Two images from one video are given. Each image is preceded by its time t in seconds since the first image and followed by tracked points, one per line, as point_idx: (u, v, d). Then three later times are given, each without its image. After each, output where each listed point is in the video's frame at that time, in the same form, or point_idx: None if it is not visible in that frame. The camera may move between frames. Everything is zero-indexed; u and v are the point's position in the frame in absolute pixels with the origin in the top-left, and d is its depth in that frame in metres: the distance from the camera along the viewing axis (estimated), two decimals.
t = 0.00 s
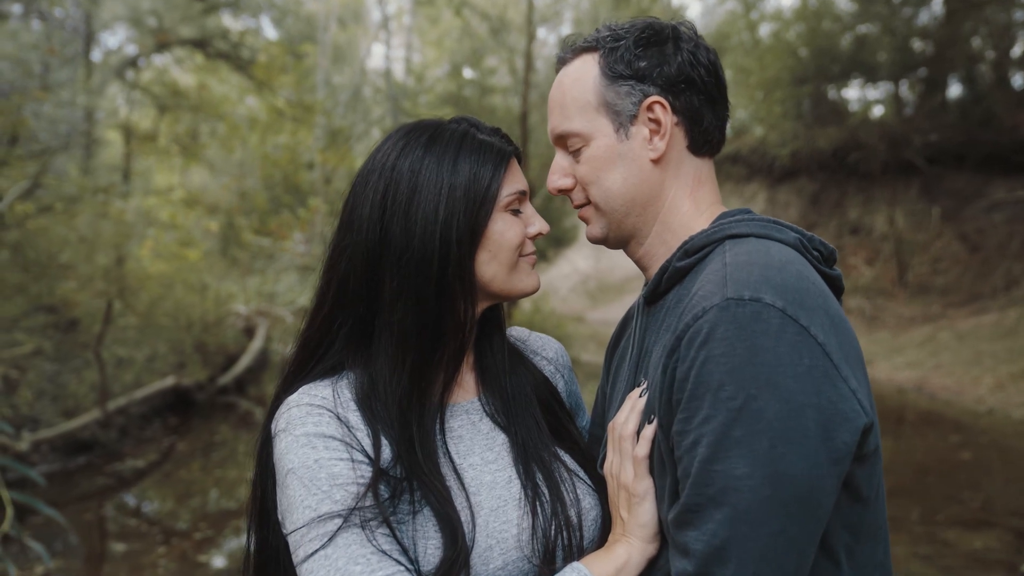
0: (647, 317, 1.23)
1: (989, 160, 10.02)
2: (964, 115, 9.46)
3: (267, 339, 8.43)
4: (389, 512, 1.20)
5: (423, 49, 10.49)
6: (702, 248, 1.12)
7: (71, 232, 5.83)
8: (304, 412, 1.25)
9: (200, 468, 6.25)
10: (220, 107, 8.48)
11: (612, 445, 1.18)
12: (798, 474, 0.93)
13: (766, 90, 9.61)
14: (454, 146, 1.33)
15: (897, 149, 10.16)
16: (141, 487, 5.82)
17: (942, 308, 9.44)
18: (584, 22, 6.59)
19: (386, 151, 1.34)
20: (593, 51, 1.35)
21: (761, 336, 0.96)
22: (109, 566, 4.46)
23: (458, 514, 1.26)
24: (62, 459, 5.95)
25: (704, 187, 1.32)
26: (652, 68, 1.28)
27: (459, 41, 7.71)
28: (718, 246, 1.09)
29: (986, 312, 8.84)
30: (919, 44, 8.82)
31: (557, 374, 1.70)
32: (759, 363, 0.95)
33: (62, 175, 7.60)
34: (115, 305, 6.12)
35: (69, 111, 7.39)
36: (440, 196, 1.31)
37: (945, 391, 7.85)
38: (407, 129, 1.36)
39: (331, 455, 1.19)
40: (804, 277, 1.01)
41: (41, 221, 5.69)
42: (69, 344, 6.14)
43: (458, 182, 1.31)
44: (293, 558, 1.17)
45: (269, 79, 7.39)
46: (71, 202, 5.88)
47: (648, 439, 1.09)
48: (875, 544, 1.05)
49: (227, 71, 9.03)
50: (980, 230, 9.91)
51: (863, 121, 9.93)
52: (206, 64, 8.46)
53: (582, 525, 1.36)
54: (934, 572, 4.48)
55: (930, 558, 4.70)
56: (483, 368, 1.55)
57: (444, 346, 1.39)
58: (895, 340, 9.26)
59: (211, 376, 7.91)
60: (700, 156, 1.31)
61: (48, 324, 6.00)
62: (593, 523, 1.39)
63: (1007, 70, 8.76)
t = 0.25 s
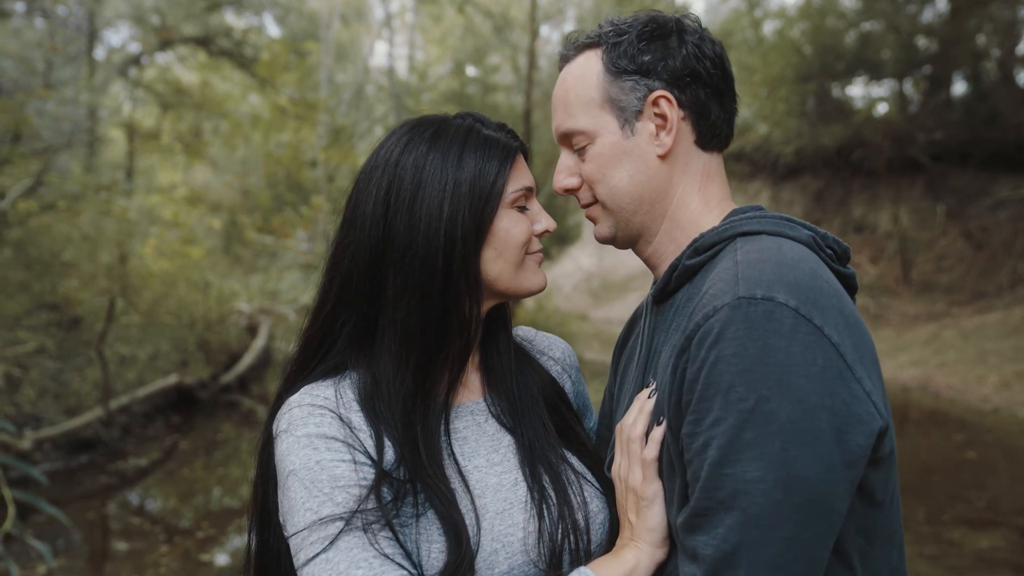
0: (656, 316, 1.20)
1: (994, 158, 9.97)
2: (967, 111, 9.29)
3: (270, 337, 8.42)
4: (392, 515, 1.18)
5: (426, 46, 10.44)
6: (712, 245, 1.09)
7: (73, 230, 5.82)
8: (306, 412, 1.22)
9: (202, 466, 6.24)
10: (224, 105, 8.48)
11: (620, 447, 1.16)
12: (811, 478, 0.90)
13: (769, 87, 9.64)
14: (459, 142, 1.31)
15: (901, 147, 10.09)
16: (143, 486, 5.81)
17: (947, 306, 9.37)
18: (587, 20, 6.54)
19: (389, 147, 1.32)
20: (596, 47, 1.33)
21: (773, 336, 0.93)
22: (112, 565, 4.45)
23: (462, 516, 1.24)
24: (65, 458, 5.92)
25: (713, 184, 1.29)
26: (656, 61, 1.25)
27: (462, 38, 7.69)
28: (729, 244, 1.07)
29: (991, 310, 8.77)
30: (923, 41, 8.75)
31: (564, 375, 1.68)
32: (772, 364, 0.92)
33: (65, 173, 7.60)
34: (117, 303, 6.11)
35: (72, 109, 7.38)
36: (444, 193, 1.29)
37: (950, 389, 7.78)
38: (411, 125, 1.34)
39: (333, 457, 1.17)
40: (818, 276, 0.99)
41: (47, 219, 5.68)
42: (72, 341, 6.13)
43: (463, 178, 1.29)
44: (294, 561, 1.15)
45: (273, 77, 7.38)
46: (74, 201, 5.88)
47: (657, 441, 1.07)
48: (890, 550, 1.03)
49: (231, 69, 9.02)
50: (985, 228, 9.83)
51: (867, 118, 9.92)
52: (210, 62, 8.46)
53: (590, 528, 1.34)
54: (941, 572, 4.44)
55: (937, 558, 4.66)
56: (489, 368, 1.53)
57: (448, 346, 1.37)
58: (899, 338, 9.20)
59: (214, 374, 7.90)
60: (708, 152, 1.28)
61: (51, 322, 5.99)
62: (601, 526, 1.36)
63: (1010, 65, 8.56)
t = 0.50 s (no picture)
0: (665, 317, 1.18)
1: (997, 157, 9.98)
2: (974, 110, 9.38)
3: (272, 336, 8.40)
4: (396, 520, 1.16)
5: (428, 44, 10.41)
6: (725, 245, 1.06)
7: (78, 229, 5.82)
8: (309, 415, 1.20)
9: (205, 465, 6.23)
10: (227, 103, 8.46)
11: (630, 451, 1.13)
12: (828, 485, 0.88)
13: (773, 86, 9.58)
14: (465, 139, 1.28)
15: (906, 146, 10.02)
16: (146, 485, 5.80)
17: (952, 305, 9.31)
18: (590, 18, 6.50)
19: (394, 144, 1.30)
20: (601, 44, 1.31)
21: (789, 338, 0.90)
22: (114, 564, 4.44)
23: (468, 521, 1.21)
24: (67, 457, 5.94)
25: (724, 182, 1.26)
26: (662, 57, 1.23)
27: (465, 37, 7.67)
28: (743, 243, 1.04)
29: (997, 309, 8.70)
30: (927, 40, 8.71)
31: (572, 377, 1.65)
32: (787, 367, 0.90)
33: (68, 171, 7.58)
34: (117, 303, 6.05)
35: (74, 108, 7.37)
36: (449, 191, 1.26)
37: (955, 389, 7.72)
38: (415, 121, 1.31)
39: (336, 461, 1.15)
40: (834, 276, 0.96)
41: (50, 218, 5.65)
42: (74, 340, 6.11)
43: (469, 176, 1.26)
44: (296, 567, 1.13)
45: (276, 76, 7.37)
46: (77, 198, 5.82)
47: (668, 445, 1.05)
48: (907, 559, 1.00)
49: (234, 68, 9.01)
50: (989, 226, 9.78)
51: (871, 117, 9.76)
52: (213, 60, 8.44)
53: (598, 535, 1.31)
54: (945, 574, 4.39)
55: (942, 559, 4.63)
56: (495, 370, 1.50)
57: (454, 347, 1.35)
58: (904, 337, 9.14)
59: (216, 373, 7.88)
60: (717, 149, 1.25)
61: (54, 321, 5.98)
62: (609, 532, 1.34)
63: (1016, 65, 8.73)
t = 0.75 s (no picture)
0: (676, 318, 1.15)
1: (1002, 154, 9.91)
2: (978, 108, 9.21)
3: (276, 335, 8.37)
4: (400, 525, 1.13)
5: (432, 43, 10.38)
6: (738, 243, 1.04)
7: (79, 227, 5.80)
8: (311, 418, 1.18)
9: (207, 464, 6.21)
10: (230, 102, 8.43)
11: (640, 455, 1.11)
12: (844, 491, 0.85)
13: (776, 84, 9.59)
14: (471, 136, 1.26)
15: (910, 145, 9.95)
16: (148, 484, 5.79)
17: (956, 304, 9.24)
18: (593, 17, 6.45)
19: (398, 140, 1.27)
20: (607, 40, 1.28)
21: (805, 340, 0.88)
22: (116, 564, 4.42)
23: (473, 526, 1.19)
24: (70, 455, 5.93)
25: (735, 180, 1.23)
26: (670, 50, 1.20)
27: (469, 35, 7.62)
28: (756, 241, 1.02)
29: (1001, 308, 8.63)
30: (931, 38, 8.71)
31: (581, 379, 1.63)
32: (803, 370, 0.87)
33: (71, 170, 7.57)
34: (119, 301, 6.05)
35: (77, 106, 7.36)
36: (454, 188, 1.24)
37: (959, 388, 7.65)
38: (420, 118, 1.29)
39: (339, 465, 1.12)
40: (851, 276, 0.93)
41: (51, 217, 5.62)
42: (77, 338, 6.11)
43: (475, 172, 1.24)
44: (299, 573, 1.11)
45: (278, 74, 7.34)
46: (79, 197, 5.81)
47: (679, 450, 1.03)
48: (925, 567, 0.98)
49: (237, 66, 8.98)
50: (993, 224, 9.72)
51: (875, 115, 9.63)
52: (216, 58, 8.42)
53: (606, 540, 1.29)
54: None
55: (949, 559, 4.59)
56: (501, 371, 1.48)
57: (459, 347, 1.32)
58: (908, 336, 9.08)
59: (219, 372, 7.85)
60: (728, 144, 1.22)
61: (56, 319, 5.98)
62: (617, 538, 1.32)
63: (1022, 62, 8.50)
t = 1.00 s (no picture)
0: (687, 318, 1.12)
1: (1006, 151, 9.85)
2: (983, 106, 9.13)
3: (278, 333, 8.34)
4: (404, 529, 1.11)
5: (435, 41, 10.32)
6: (751, 240, 1.01)
7: (83, 225, 5.79)
8: (314, 419, 1.15)
9: (210, 464, 6.20)
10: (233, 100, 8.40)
11: (651, 458, 1.08)
12: (863, 496, 0.82)
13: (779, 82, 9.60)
14: (477, 131, 1.23)
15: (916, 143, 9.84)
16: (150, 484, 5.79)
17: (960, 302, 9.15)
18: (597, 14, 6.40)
19: (403, 136, 1.25)
20: (614, 34, 1.25)
21: (822, 339, 0.85)
22: (119, 563, 4.40)
23: (479, 530, 1.16)
24: (72, 455, 5.93)
25: (748, 176, 1.21)
26: (680, 43, 1.17)
27: (472, 33, 7.59)
28: (770, 238, 0.99)
29: (1007, 306, 8.55)
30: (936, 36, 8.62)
31: (589, 380, 1.60)
32: (820, 370, 0.84)
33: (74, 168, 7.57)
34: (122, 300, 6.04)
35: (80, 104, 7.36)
36: (459, 184, 1.21)
37: (964, 387, 7.58)
38: (425, 113, 1.26)
39: (342, 468, 1.10)
40: (869, 275, 0.91)
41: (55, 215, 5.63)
42: (79, 337, 6.10)
43: (481, 168, 1.21)
44: None
45: (281, 72, 7.32)
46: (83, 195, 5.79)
47: (691, 452, 1.00)
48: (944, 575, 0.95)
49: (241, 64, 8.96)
50: (997, 222, 9.66)
51: (879, 114, 9.50)
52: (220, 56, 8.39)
53: (615, 545, 1.27)
54: None
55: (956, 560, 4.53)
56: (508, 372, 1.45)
57: (465, 347, 1.30)
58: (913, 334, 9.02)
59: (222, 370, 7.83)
60: (740, 139, 1.20)
61: (59, 318, 5.97)
62: (626, 542, 1.29)
63: None
